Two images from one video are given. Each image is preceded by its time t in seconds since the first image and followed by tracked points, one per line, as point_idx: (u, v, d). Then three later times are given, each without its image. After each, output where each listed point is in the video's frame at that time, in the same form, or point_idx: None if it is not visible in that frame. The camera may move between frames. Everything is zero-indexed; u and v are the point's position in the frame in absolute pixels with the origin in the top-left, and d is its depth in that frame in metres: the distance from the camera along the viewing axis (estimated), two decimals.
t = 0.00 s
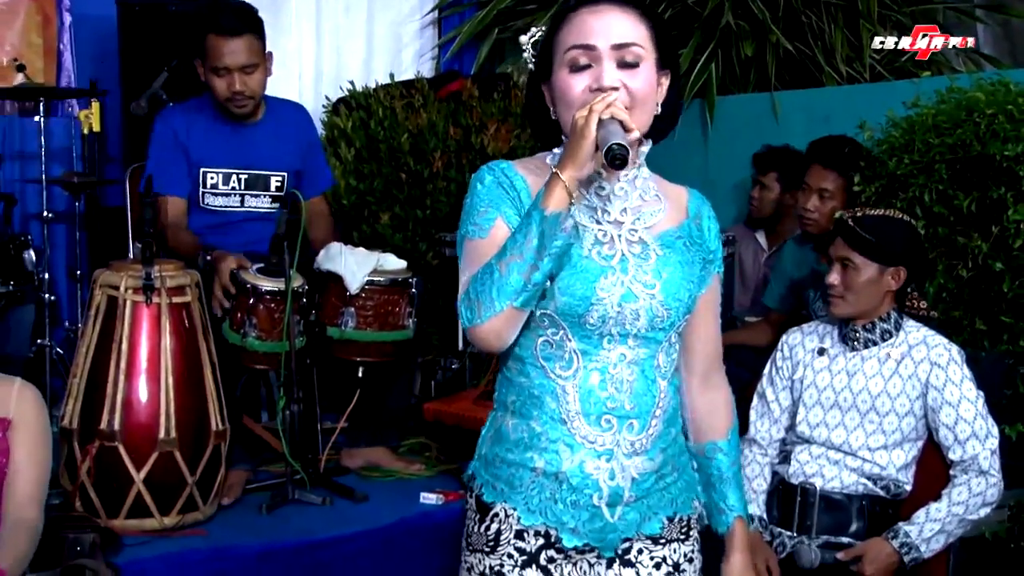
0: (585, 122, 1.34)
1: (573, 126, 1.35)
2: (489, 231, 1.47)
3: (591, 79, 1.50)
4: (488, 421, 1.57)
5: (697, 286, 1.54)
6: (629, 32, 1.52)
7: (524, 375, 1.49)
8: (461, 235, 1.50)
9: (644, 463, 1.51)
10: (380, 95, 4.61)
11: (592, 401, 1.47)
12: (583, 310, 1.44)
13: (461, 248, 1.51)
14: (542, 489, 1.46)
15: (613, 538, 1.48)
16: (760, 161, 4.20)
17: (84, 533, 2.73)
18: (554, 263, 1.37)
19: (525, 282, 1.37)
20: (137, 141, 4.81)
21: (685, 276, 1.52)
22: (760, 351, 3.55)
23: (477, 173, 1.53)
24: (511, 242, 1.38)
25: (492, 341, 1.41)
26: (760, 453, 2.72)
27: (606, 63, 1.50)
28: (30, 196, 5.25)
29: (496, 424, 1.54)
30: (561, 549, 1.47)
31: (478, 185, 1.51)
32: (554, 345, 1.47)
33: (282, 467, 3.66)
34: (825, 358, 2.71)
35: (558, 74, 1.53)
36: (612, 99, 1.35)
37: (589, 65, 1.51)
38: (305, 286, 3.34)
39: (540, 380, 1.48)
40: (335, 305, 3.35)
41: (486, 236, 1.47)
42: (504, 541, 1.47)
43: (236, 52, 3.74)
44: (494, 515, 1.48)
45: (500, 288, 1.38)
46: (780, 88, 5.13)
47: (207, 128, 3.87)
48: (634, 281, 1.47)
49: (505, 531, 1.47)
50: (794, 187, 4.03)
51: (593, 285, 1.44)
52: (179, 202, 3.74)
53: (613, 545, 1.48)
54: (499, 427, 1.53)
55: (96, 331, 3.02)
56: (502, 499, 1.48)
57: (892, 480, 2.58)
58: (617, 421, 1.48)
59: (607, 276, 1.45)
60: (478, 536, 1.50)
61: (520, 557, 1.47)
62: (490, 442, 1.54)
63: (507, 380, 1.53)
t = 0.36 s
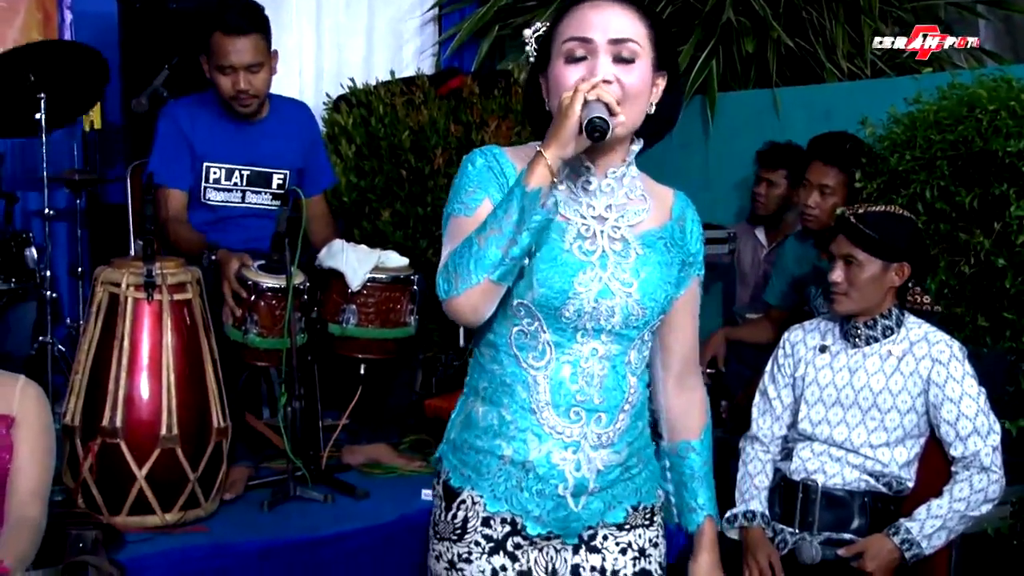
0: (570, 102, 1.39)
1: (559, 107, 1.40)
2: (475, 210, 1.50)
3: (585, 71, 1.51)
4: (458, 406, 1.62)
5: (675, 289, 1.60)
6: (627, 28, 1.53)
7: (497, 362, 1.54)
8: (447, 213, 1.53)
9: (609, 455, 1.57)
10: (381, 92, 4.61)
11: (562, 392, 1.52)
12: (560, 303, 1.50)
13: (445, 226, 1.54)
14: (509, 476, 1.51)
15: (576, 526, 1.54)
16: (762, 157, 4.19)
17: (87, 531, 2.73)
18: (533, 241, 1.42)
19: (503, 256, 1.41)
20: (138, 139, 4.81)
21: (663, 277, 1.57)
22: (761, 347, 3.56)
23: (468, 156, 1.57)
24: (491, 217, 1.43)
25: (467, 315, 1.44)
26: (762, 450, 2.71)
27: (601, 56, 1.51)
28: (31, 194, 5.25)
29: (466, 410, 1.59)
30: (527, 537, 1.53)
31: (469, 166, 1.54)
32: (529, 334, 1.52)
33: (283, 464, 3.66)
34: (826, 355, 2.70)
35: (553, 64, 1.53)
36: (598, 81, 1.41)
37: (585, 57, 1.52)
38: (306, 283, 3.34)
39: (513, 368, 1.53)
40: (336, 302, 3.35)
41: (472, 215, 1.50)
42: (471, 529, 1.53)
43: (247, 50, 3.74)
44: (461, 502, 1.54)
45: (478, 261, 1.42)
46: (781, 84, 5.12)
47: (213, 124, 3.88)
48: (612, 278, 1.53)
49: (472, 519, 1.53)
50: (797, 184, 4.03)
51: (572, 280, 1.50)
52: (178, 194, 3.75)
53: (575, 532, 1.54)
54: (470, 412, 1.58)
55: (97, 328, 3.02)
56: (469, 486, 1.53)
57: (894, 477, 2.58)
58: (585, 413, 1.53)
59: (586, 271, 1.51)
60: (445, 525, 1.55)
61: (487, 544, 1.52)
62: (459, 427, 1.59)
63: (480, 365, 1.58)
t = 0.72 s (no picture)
0: (559, 99, 1.41)
1: (548, 104, 1.42)
2: (459, 198, 1.53)
3: (574, 70, 1.52)
4: (426, 393, 1.65)
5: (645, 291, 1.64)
6: (619, 31, 1.54)
7: (468, 353, 1.57)
8: (430, 201, 1.56)
9: (572, 450, 1.61)
10: (385, 86, 4.60)
11: (530, 386, 1.55)
12: (534, 298, 1.52)
13: (427, 214, 1.57)
14: (474, 465, 1.55)
15: (537, 516, 1.57)
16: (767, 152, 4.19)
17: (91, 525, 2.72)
18: (512, 232, 1.43)
19: (482, 245, 1.42)
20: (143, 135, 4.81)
21: (636, 279, 1.61)
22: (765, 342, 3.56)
23: (453, 147, 1.59)
24: (473, 207, 1.44)
25: (444, 302, 1.46)
26: (765, 445, 2.70)
27: (592, 57, 1.52)
28: (35, 188, 5.25)
29: (434, 397, 1.62)
30: (489, 523, 1.56)
31: (453, 157, 1.56)
32: (500, 329, 1.54)
33: (288, 459, 3.67)
34: (830, 350, 2.70)
35: (544, 62, 1.54)
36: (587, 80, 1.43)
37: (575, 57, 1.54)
38: (310, 278, 3.34)
39: (483, 359, 1.55)
40: (340, 297, 3.35)
41: (454, 206, 1.53)
42: (435, 515, 1.56)
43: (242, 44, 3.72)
44: (425, 490, 1.57)
45: (458, 249, 1.43)
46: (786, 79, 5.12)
47: (213, 117, 3.87)
48: (586, 278, 1.55)
49: (436, 506, 1.56)
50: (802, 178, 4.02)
51: (547, 277, 1.53)
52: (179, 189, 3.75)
53: (536, 522, 1.58)
54: (438, 400, 1.60)
55: (102, 323, 3.02)
56: (434, 474, 1.56)
57: (898, 472, 2.57)
58: (551, 409, 1.57)
59: (561, 270, 1.54)
60: (410, 512, 1.58)
61: (451, 530, 1.55)
62: (427, 413, 1.62)
63: (451, 354, 1.60)
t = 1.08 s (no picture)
0: (546, 126, 1.40)
1: (534, 128, 1.42)
2: (440, 211, 1.57)
3: (560, 91, 1.56)
4: (398, 390, 1.69)
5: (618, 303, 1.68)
6: (605, 53, 1.57)
7: (441, 355, 1.61)
8: (412, 211, 1.60)
9: (537, 454, 1.65)
10: (384, 89, 4.60)
11: (499, 391, 1.59)
12: (507, 307, 1.56)
13: (409, 222, 1.60)
14: (440, 462, 1.59)
15: (499, 513, 1.62)
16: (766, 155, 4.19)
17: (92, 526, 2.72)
18: (491, 251, 1.46)
19: (463, 263, 1.45)
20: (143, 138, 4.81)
21: (608, 293, 1.65)
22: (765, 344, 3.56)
23: (436, 157, 1.63)
24: (456, 225, 1.47)
25: (423, 315, 1.49)
26: (765, 448, 2.70)
27: (578, 79, 1.56)
28: (34, 191, 5.26)
29: (405, 393, 1.66)
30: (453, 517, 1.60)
31: (437, 167, 1.60)
32: (473, 334, 1.59)
33: (288, 462, 3.66)
34: (830, 353, 2.70)
35: (530, 79, 1.58)
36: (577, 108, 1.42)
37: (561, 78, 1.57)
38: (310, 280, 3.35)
39: (455, 362, 1.59)
40: (340, 300, 3.36)
41: (436, 216, 1.57)
42: (401, 506, 1.59)
43: (223, 53, 3.71)
44: (391, 482, 1.60)
45: (439, 265, 1.46)
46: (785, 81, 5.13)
47: (202, 129, 3.87)
48: (559, 289, 1.59)
49: (401, 498, 1.60)
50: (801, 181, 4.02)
51: (522, 287, 1.57)
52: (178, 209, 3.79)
53: (498, 519, 1.63)
54: (409, 398, 1.64)
55: (101, 325, 3.01)
56: (401, 467, 1.60)
57: (898, 475, 2.57)
58: (518, 413, 1.61)
59: (535, 281, 1.58)
60: (377, 504, 1.62)
61: (416, 522, 1.59)
62: (397, 409, 1.66)
63: (425, 355, 1.65)
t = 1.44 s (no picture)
0: (543, 126, 1.45)
1: (532, 129, 1.46)
2: (435, 208, 1.59)
3: (554, 93, 1.61)
4: (388, 386, 1.71)
5: (605, 299, 1.72)
6: (599, 58, 1.62)
7: (434, 350, 1.64)
8: (407, 209, 1.61)
9: (527, 448, 1.68)
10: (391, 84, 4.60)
11: (492, 385, 1.62)
12: (502, 303, 1.60)
13: (403, 220, 1.62)
14: (433, 455, 1.62)
15: (491, 505, 1.64)
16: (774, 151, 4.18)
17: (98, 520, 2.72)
18: (490, 247, 1.48)
19: (463, 259, 1.47)
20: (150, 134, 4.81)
21: (598, 291, 1.69)
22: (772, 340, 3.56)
23: (428, 156, 1.65)
24: (455, 221, 1.48)
25: (422, 309, 1.49)
26: (771, 444, 2.70)
27: (573, 82, 1.61)
28: (42, 185, 5.27)
29: (397, 389, 1.68)
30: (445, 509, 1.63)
31: (430, 166, 1.62)
32: (466, 328, 1.62)
33: (294, 457, 3.67)
34: (837, 349, 2.70)
35: (526, 80, 1.62)
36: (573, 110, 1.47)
37: (556, 80, 1.62)
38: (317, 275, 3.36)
39: (449, 356, 1.62)
40: (346, 295, 3.36)
41: (430, 214, 1.58)
42: (394, 500, 1.62)
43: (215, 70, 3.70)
44: (384, 476, 1.62)
45: (439, 261, 1.47)
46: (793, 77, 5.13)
47: (193, 139, 3.89)
48: (552, 286, 1.63)
49: (394, 491, 1.62)
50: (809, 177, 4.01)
51: (516, 283, 1.60)
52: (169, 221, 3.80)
53: (491, 512, 1.65)
54: (401, 392, 1.66)
55: (109, 319, 3.02)
56: (394, 460, 1.62)
57: (904, 471, 2.57)
58: (510, 408, 1.64)
59: (528, 277, 1.61)
60: (369, 498, 1.64)
61: (410, 514, 1.62)
62: (388, 404, 1.67)
63: (416, 351, 1.68)
